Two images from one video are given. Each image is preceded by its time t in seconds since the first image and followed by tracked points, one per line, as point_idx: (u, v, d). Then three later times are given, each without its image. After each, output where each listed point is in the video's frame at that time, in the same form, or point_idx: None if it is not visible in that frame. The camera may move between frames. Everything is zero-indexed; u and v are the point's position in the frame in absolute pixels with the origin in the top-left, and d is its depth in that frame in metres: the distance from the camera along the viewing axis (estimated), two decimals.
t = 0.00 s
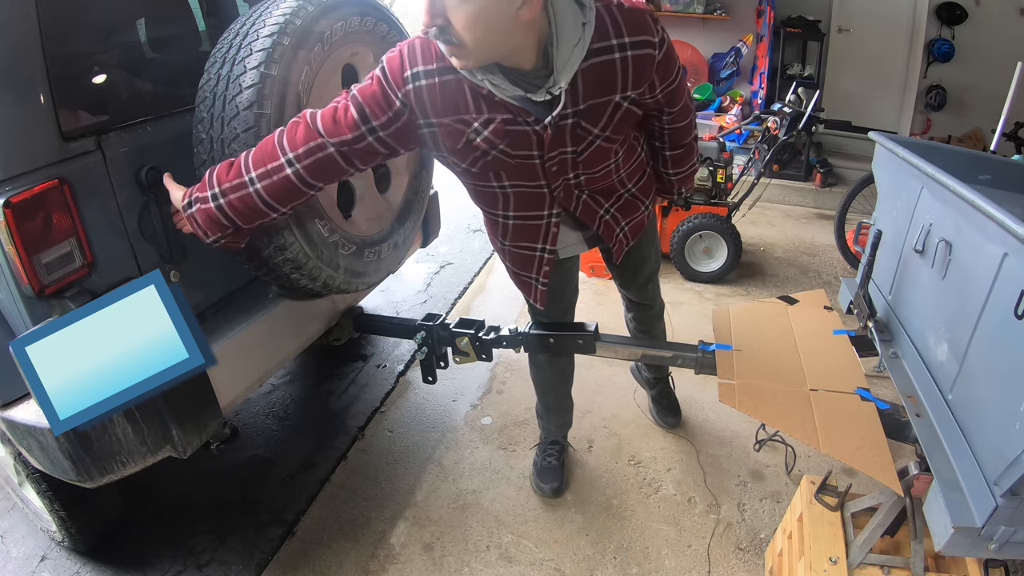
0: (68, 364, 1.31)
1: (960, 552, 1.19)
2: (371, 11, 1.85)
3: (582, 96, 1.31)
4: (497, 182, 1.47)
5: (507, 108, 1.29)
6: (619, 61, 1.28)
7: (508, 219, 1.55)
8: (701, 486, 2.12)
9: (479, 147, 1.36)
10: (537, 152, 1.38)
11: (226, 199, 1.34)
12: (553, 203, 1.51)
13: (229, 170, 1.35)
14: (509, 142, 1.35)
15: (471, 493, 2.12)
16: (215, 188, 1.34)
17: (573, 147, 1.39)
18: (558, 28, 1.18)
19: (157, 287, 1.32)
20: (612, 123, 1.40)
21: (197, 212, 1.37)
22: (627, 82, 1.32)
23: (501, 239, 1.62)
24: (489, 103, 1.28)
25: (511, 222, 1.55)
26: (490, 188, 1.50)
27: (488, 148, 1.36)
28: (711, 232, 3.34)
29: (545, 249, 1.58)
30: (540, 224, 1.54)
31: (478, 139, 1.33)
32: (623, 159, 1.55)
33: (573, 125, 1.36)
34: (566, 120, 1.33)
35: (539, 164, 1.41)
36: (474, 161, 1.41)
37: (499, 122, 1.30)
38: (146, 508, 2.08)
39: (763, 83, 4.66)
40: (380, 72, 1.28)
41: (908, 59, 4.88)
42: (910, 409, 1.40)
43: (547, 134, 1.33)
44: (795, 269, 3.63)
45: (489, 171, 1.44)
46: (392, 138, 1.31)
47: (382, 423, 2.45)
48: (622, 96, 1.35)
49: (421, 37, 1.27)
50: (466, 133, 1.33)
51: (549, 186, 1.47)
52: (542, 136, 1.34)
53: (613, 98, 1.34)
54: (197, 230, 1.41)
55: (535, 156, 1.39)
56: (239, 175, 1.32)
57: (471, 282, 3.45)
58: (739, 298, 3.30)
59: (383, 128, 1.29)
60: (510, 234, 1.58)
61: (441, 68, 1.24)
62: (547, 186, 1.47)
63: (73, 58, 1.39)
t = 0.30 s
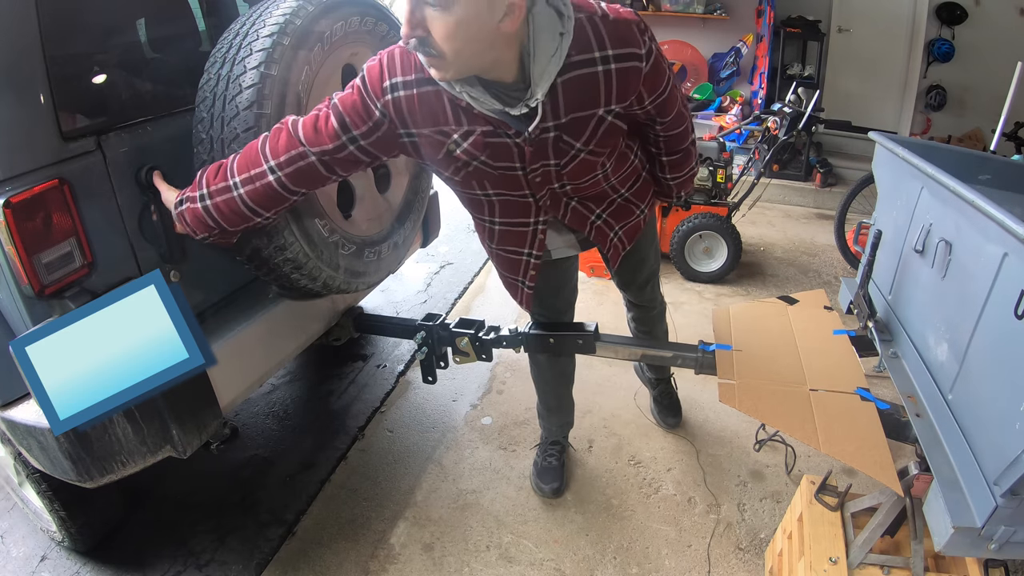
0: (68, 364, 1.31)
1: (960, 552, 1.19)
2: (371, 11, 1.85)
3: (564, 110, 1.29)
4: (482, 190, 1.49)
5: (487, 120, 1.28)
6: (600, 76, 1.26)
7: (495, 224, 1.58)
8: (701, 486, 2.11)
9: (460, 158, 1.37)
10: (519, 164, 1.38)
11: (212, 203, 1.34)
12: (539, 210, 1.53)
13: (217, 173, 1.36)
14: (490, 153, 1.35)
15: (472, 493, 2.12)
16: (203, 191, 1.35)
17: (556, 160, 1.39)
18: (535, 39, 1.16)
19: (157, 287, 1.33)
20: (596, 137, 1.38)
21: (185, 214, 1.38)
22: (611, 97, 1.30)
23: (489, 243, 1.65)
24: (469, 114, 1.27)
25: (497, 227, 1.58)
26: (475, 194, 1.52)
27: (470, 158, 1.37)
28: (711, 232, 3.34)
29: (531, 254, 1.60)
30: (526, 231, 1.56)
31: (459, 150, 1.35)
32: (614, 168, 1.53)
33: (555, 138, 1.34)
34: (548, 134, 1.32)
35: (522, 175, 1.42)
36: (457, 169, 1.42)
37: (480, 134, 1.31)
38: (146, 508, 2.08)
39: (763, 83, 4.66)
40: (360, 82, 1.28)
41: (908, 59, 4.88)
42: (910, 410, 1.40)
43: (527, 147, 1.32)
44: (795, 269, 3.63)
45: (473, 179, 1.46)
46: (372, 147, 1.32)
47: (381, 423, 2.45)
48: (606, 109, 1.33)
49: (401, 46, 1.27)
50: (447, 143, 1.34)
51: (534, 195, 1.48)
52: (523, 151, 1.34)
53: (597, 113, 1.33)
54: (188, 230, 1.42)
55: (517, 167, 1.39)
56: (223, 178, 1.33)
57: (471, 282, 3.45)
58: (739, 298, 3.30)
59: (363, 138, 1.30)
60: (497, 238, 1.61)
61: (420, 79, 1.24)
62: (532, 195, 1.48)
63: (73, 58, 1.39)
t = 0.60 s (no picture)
0: (68, 364, 1.31)
1: (960, 552, 1.19)
2: (372, 11, 1.85)
3: (569, 120, 1.29)
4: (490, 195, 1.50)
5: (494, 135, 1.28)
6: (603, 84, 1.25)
7: (502, 226, 1.59)
8: (701, 486, 2.11)
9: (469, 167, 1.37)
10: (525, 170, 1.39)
11: (221, 218, 1.35)
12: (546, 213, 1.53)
13: (221, 188, 1.35)
14: (497, 163, 1.36)
15: (471, 493, 2.12)
16: (210, 206, 1.35)
17: (562, 165, 1.39)
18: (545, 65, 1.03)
19: (157, 287, 1.34)
20: (601, 142, 1.38)
21: (193, 226, 1.38)
22: (615, 103, 1.30)
23: (496, 246, 1.65)
24: (473, 133, 1.27)
25: (505, 229, 1.59)
26: (485, 200, 1.53)
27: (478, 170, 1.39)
28: (711, 232, 3.34)
29: (539, 254, 1.62)
30: (534, 231, 1.58)
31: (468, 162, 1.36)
32: (618, 165, 1.52)
33: (560, 147, 1.34)
34: (553, 143, 1.32)
35: (528, 180, 1.42)
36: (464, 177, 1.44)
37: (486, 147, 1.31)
38: (146, 508, 2.08)
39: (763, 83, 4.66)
40: (361, 96, 1.26)
41: (908, 59, 4.88)
42: (910, 410, 1.40)
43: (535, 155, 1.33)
44: (795, 269, 3.63)
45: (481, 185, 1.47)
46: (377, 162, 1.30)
47: (381, 423, 2.45)
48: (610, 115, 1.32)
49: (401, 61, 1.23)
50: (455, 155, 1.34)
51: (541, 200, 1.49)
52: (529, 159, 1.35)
53: (601, 120, 1.32)
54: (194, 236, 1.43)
55: (523, 173, 1.40)
56: (230, 197, 1.33)
57: (471, 282, 3.45)
58: (739, 298, 3.30)
59: (367, 154, 1.29)
60: (505, 241, 1.61)
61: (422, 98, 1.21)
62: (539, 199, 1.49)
63: (73, 58, 1.39)
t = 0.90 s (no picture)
0: (68, 364, 1.31)
1: (960, 552, 1.19)
2: (373, 11, 1.85)
3: (575, 144, 1.31)
4: (490, 204, 1.52)
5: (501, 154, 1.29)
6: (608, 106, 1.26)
7: (499, 233, 1.60)
8: (701, 486, 2.11)
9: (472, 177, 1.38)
10: (528, 185, 1.41)
11: (224, 218, 1.32)
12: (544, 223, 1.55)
13: (225, 188, 1.32)
14: (499, 177, 1.39)
15: (472, 493, 2.12)
16: (213, 205, 1.32)
17: (563, 181, 1.42)
18: (555, 108, 1.08)
19: (157, 287, 1.34)
20: (601, 162, 1.43)
21: (195, 224, 1.36)
22: (619, 126, 1.32)
23: (493, 251, 1.66)
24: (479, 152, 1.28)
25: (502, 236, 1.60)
26: (485, 208, 1.55)
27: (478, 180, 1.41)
28: (711, 232, 3.34)
29: (535, 262, 1.63)
30: (531, 237, 1.59)
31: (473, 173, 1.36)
32: (615, 174, 1.54)
33: (562, 167, 1.37)
34: (556, 164, 1.35)
35: (529, 193, 1.45)
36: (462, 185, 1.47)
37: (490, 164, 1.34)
38: (146, 508, 2.08)
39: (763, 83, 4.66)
40: (368, 99, 1.18)
41: (908, 59, 4.88)
42: (910, 409, 1.40)
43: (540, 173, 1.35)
44: (795, 269, 3.63)
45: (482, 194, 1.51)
46: (383, 167, 1.19)
47: (382, 423, 2.46)
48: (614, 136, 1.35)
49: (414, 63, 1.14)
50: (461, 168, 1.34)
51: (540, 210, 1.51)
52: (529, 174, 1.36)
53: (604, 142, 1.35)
54: (197, 236, 1.41)
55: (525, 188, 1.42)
56: (233, 197, 1.29)
57: (471, 282, 3.45)
58: (739, 298, 3.30)
59: (372, 159, 1.19)
60: (502, 248, 1.62)
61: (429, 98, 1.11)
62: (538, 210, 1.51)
63: (73, 58, 1.38)
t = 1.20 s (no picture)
0: (68, 364, 1.31)
1: (961, 552, 1.18)
2: (373, 11, 1.85)
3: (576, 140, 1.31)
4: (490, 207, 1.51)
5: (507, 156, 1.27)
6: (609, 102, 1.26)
7: (499, 236, 1.59)
8: (701, 486, 2.11)
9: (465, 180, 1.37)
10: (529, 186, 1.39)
11: (221, 221, 1.33)
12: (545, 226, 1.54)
13: (222, 190, 1.32)
14: (500, 180, 1.37)
15: (471, 493, 2.12)
16: (210, 207, 1.32)
17: (564, 180, 1.41)
18: (563, 106, 1.06)
19: (157, 287, 1.34)
20: (603, 159, 1.43)
21: (194, 227, 1.36)
22: (619, 122, 1.32)
23: (493, 255, 1.66)
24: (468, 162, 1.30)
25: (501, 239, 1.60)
26: (485, 213, 1.55)
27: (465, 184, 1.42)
28: (711, 232, 3.34)
29: (537, 263, 1.62)
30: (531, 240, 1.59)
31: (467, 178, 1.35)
32: (614, 172, 1.53)
33: (564, 165, 1.36)
34: (559, 163, 1.33)
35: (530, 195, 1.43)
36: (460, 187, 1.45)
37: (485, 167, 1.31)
38: (146, 508, 2.08)
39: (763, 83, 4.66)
40: (361, 107, 1.19)
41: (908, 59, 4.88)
42: (910, 410, 1.40)
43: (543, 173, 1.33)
44: (795, 269, 3.63)
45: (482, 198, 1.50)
46: (378, 174, 1.24)
47: (381, 423, 2.46)
48: (614, 132, 1.34)
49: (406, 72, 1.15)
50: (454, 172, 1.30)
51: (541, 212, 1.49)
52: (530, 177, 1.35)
53: (605, 137, 1.35)
54: (197, 235, 1.41)
55: (527, 189, 1.41)
56: (230, 199, 1.29)
57: (471, 282, 3.45)
58: (739, 298, 3.30)
59: (367, 166, 1.23)
60: (501, 250, 1.62)
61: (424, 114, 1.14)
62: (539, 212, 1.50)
63: (73, 58, 1.38)
